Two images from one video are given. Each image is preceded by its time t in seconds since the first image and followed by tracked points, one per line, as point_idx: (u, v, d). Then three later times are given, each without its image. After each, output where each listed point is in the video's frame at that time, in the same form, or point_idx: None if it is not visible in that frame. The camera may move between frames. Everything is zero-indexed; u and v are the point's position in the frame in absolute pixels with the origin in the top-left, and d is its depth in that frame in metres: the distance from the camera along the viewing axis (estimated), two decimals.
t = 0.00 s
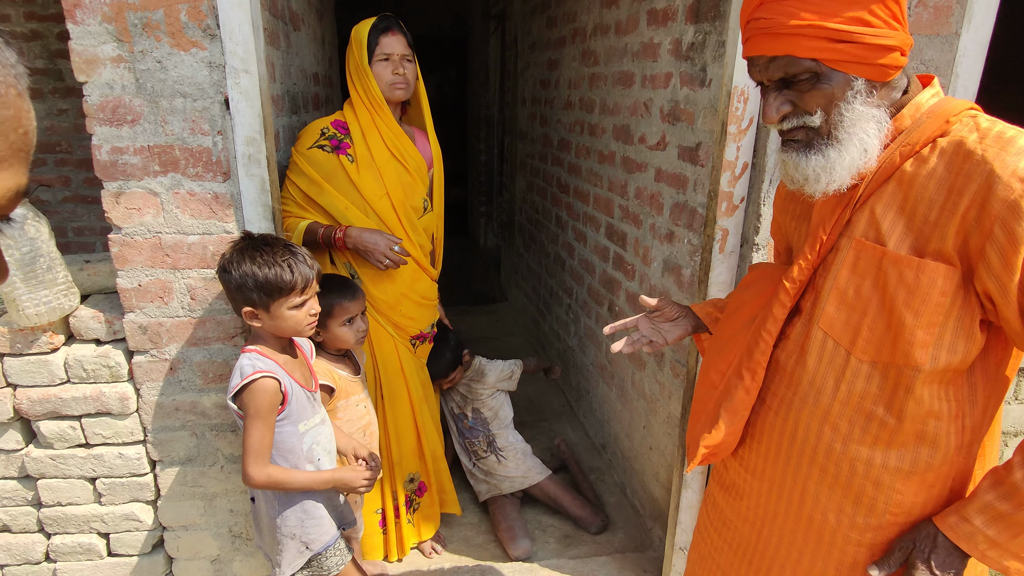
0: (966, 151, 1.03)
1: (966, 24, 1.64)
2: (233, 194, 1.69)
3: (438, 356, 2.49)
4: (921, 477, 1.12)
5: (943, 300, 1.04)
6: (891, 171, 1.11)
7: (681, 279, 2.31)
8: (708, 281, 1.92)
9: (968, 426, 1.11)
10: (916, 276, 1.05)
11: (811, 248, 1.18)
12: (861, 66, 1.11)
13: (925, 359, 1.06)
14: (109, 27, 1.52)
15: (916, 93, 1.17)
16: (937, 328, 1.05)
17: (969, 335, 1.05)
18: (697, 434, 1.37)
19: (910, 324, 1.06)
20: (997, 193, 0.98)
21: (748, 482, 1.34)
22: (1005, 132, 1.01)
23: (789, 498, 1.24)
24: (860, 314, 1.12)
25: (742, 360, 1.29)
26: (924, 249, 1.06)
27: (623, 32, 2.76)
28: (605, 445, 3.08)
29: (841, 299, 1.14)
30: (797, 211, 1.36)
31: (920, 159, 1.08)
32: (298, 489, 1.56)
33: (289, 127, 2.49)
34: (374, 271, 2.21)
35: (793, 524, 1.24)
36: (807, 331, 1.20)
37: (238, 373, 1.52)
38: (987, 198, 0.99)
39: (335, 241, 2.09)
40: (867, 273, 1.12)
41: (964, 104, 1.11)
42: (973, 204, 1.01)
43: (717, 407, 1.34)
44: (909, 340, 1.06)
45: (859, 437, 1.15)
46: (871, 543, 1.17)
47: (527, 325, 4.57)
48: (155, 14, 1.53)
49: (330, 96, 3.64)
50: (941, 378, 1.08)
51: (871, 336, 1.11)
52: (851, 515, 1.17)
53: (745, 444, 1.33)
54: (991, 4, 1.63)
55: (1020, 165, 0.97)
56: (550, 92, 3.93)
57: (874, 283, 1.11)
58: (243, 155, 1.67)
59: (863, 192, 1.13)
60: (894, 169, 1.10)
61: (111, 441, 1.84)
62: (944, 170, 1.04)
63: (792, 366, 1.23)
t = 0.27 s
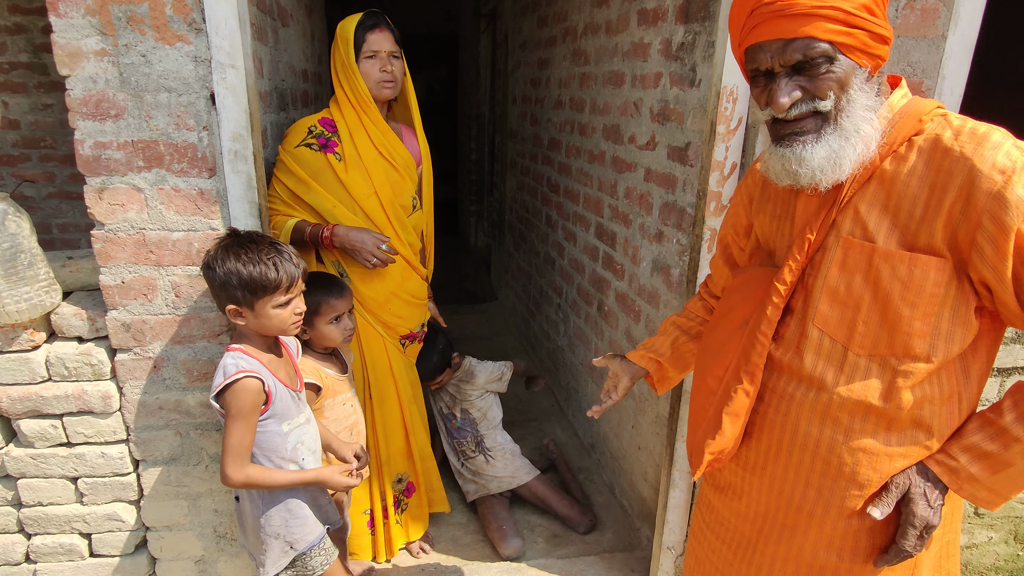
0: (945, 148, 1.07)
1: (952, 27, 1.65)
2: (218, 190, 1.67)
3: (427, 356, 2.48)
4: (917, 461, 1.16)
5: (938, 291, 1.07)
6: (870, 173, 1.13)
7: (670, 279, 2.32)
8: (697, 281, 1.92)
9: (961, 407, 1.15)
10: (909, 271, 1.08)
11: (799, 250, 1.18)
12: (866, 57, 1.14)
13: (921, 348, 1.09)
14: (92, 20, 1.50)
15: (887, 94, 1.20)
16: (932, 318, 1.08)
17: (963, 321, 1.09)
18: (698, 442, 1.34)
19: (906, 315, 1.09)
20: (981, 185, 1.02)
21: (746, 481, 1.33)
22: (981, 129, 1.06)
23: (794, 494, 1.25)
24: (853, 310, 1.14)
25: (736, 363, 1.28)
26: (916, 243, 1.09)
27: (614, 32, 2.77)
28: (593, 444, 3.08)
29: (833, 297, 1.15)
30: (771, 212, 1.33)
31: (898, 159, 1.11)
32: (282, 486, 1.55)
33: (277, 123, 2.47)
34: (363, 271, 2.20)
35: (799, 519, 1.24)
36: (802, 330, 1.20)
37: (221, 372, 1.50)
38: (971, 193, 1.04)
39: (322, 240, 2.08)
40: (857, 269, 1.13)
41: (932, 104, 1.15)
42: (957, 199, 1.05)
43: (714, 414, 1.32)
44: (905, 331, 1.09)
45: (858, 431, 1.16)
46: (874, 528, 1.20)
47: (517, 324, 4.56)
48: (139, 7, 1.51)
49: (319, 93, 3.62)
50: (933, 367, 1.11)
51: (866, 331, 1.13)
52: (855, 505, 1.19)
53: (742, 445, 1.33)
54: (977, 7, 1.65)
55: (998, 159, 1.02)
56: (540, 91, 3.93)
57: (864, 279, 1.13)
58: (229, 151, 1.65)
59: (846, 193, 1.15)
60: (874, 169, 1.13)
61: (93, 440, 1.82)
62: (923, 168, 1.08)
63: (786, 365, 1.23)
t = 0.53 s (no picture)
0: (943, 153, 1.08)
1: (940, 32, 1.66)
2: (205, 187, 1.64)
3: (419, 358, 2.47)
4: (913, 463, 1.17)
5: (936, 293, 1.08)
6: (868, 175, 1.14)
7: (660, 281, 2.32)
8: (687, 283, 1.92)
9: (956, 408, 1.17)
10: (909, 273, 1.09)
11: (796, 253, 1.17)
12: (873, 50, 1.15)
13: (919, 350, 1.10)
14: (77, 13, 1.47)
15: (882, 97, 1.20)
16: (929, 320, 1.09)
17: (959, 324, 1.10)
18: (697, 449, 1.33)
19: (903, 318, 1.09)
20: (980, 188, 1.03)
21: (744, 485, 1.33)
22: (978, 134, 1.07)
23: (792, 495, 1.25)
24: (852, 313, 1.14)
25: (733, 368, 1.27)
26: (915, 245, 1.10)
27: (605, 34, 2.77)
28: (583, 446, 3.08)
29: (831, 300, 1.16)
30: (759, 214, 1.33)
31: (895, 163, 1.12)
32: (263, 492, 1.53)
33: (266, 121, 2.44)
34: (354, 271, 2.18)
35: (798, 521, 1.24)
36: (798, 333, 1.20)
37: (205, 373, 1.48)
38: (971, 196, 1.04)
39: (310, 240, 2.07)
40: (854, 272, 1.13)
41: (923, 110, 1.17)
42: (955, 203, 1.06)
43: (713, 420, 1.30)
44: (904, 334, 1.10)
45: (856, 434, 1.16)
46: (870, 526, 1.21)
47: (507, 326, 4.55)
48: (126, 1, 1.49)
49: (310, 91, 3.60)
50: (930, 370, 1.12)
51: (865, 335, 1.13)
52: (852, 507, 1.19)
53: (739, 448, 1.32)
54: (964, 13, 1.66)
55: (997, 164, 1.03)
56: (532, 92, 3.93)
57: (860, 281, 1.13)
58: (216, 148, 1.63)
59: (844, 195, 1.16)
60: (872, 172, 1.14)
61: (75, 440, 1.79)
62: (920, 172, 1.09)
63: (784, 369, 1.23)
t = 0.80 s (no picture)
0: (953, 169, 1.09)
1: (922, 50, 1.70)
2: (194, 196, 1.64)
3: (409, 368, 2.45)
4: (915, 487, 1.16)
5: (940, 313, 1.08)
6: (879, 187, 1.16)
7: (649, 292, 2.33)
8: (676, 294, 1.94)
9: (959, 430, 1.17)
10: (913, 291, 1.09)
11: (800, 265, 1.19)
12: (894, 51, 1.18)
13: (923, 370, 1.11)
14: (67, 20, 1.47)
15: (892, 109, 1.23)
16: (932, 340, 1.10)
17: (961, 346, 1.11)
18: (695, 471, 1.32)
19: (907, 337, 1.10)
20: (986, 204, 1.04)
21: (743, 503, 1.34)
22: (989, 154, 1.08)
23: (790, 514, 1.26)
24: (854, 329, 1.15)
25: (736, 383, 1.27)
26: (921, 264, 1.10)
27: (595, 46, 2.80)
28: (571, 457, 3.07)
29: (834, 315, 1.17)
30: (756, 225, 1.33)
31: (904, 178, 1.14)
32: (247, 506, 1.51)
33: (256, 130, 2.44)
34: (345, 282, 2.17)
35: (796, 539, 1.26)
36: (798, 349, 1.21)
37: (191, 383, 1.46)
38: (977, 211, 1.05)
39: (297, 249, 2.07)
40: (858, 287, 1.15)
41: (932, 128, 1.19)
42: (964, 217, 1.07)
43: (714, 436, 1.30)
44: (907, 352, 1.10)
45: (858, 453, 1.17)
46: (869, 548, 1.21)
47: (496, 336, 4.55)
48: (116, 9, 1.48)
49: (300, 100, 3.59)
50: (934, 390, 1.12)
51: (867, 351, 1.14)
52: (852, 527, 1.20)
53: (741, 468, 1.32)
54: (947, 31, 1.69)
55: (1006, 181, 1.04)
56: (522, 103, 3.95)
57: (864, 296, 1.14)
58: (206, 156, 1.62)
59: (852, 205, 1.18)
60: (880, 186, 1.16)
61: (57, 451, 1.76)
62: (930, 187, 1.11)
63: (786, 387, 1.23)
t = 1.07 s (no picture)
0: (954, 197, 1.15)
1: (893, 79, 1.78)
2: (184, 214, 1.64)
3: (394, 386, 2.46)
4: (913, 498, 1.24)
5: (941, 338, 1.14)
6: (882, 214, 1.21)
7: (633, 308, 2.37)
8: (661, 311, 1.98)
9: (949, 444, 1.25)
10: (917, 317, 1.14)
11: (805, 293, 1.24)
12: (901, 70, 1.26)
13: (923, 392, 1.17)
14: (58, 39, 1.47)
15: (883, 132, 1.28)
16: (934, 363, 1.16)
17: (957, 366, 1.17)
18: (703, 509, 1.30)
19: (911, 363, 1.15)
20: (984, 230, 1.09)
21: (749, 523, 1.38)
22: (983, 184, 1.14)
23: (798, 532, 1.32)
24: (860, 356, 1.20)
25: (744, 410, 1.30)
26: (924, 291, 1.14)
27: (579, 68, 2.86)
28: (556, 472, 3.09)
29: (839, 343, 1.21)
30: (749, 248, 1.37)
31: (907, 207, 1.19)
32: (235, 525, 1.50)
33: (243, 147, 2.44)
34: (329, 298, 2.17)
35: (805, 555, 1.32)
36: (803, 377, 1.25)
37: (178, 403, 1.46)
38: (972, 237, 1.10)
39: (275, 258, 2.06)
40: (863, 315, 1.20)
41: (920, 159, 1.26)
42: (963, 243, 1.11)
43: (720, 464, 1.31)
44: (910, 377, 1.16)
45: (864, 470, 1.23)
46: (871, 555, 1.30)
47: (479, 351, 4.56)
48: (109, 29, 1.49)
49: (285, 116, 3.60)
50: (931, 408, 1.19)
51: (872, 376, 1.19)
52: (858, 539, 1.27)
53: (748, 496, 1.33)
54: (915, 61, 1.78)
55: (1000, 210, 1.10)
56: (506, 121, 4.00)
57: (870, 326, 1.19)
58: (197, 175, 1.63)
59: (856, 232, 1.22)
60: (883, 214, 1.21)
61: (38, 472, 1.73)
62: (932, 215, 1.16)
63: (793, 411, 1.27)
